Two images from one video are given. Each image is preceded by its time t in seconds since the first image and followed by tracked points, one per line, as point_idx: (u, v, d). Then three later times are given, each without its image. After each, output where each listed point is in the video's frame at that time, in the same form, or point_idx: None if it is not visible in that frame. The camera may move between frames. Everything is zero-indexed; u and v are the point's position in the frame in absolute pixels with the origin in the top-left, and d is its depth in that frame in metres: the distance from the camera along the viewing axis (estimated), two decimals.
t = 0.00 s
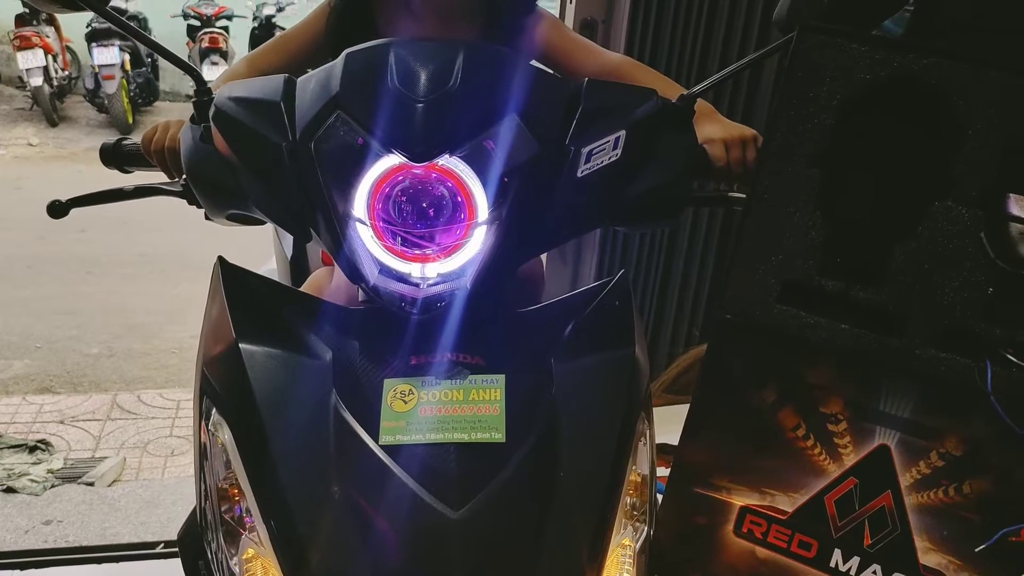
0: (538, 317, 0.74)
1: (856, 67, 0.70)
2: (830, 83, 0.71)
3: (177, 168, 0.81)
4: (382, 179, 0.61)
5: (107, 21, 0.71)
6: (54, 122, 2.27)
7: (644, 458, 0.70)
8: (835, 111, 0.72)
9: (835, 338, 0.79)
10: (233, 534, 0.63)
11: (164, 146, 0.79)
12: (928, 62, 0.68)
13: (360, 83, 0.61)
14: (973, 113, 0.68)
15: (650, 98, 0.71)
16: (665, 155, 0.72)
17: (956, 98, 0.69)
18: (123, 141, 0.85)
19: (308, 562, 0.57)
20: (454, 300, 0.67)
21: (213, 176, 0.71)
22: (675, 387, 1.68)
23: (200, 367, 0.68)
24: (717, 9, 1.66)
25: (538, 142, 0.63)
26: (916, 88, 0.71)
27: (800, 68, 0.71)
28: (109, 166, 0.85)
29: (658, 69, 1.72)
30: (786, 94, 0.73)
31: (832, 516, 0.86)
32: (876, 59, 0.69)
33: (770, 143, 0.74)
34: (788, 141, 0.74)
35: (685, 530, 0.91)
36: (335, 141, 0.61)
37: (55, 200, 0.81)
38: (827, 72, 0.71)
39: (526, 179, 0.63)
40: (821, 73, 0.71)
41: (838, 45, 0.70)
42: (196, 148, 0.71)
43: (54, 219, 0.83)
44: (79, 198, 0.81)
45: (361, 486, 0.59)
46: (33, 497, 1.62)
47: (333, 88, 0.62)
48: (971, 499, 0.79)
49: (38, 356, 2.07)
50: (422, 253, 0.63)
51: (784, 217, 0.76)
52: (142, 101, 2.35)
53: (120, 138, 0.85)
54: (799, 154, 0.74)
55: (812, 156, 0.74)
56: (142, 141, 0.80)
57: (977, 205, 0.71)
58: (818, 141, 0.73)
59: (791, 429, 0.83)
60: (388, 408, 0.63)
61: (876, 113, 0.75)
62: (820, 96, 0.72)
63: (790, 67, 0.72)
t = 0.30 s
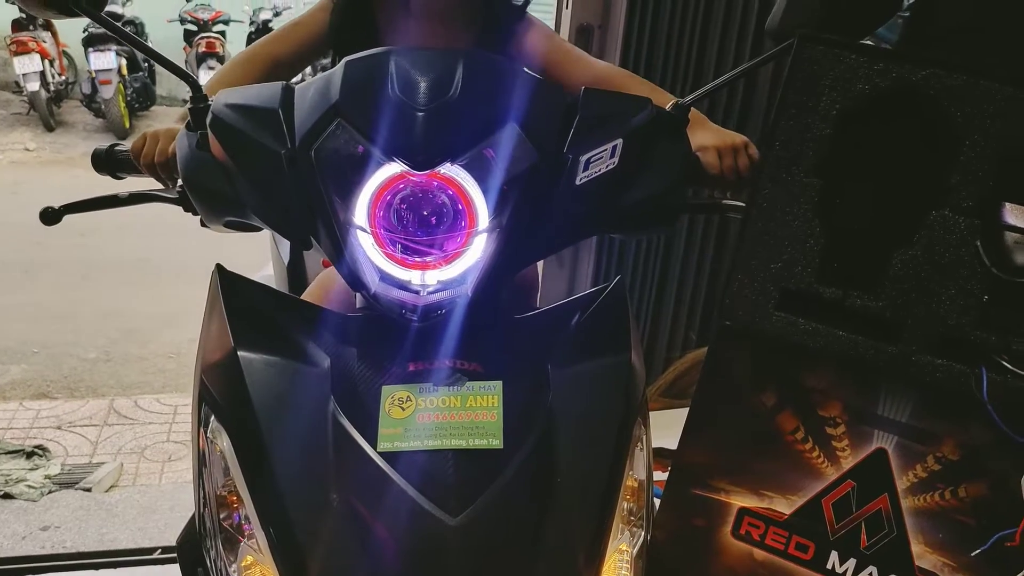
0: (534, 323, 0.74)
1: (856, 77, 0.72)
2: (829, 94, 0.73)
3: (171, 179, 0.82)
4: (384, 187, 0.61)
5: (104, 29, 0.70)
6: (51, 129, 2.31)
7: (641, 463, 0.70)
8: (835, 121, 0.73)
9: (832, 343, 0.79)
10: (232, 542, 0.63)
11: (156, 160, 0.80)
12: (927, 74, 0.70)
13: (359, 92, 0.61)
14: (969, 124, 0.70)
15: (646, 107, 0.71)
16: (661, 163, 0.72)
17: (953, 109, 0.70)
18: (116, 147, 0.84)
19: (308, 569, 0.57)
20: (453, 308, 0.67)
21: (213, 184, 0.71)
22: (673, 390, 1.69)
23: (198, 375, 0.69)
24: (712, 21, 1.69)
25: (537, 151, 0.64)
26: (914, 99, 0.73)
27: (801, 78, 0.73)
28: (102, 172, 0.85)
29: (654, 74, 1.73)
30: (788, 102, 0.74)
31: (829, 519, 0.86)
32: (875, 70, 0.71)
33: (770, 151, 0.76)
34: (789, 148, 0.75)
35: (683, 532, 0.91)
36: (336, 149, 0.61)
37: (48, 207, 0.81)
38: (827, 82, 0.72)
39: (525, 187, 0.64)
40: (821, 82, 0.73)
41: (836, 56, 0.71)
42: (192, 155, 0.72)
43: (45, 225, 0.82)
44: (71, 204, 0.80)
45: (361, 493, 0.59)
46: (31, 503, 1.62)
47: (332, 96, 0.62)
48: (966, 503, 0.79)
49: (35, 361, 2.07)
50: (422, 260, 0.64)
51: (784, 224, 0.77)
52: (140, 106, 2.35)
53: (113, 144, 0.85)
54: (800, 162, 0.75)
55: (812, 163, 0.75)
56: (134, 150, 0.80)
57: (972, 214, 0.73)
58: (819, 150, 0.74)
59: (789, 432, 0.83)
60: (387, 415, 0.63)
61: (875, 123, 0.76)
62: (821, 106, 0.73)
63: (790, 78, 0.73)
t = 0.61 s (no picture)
0: (533, 325, 0.74)
1: (858, 83, 0.72)
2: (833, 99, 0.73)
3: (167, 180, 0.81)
4: (386, 190, 0.61)
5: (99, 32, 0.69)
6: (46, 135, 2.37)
7: (640, 466, 0.70)
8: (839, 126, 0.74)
9: (834, 345, 0.79)
10: (233, 545, 0.63)
11: (153, 161, 0.80)
12: (931, 80, 0.70)
13: (360, 97, 0.62)
14: (971, 129, 0.70)
15: (643, 111, 0.72)
16: (658, 168, 0.73)
17: (955, 113, 0.70)
18: (112, 152, 0.84)
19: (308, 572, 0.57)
20: (455, 311, 0.68)
21: (212, 188, 0.71)
22: (670, 394, 1.69)
23: (198, 379, 0.69)
24: (707, 25, 1.70)
25: (537, 154, 0.64)
26: (918, 104, 0.72)
27: (806, 83, 0.73)
28: (97, 175, 0.85)
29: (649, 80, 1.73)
30: (793, 107, 0.74)
31: (828, 521, 0.85)
32: (877, 76, 0.71)
33: (773, 154, 0.76)
34: (793, 153, 0.75)
35: (681, 532, 0.89)
36: (336, 153, 0.61)
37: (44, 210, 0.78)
38: (830, 88, 0.73)
39: (525, 190, 0.64)
40: (826, 88, 0.73)
41: (840, 62, 0.72)
42: (190, 158, 0.72)
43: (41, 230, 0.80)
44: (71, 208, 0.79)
45: (361, 497, 0.59)
46: (27, 509, 1.61)
47: (334, 99, 0.63)
48: (966, 506, 0.79)
49: (31, 367, 2.07)
50: (423, 264, 0.64)
51: (788, 227, 0.78)
52: (136, 112, 2.35)
53: (109, 149, 0.85)
54: (803, 166, 0.75)
55: (815, 168, 0.75)
56: (129, 152, 0.80)
57: (976, 220, 0.72)
58: (823, 155, 0.75)
59: (790, 435, 0.82)
60: (386, 418, 0.63)
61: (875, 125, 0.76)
62: (824, 111, 0.74)
63: (796, 83, 0.73)
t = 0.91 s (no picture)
0: (531, 328, 0.74)
1: (860, 86, 0.72)
2: (835, 101, 0.73)
3: (162, 179, 0.81)
4: (388, 192, 0.62)
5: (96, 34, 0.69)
6: (42, 135, 2.45)
7: (640, 467, 0.71)
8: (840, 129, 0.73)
9: (835, 348, 0.79)
10: (233, 548, 0.63)
11: (150, 159, 0.80)
12: (933, 83, 0.70)
13: (360, 99, 0.62)
14: (972, 132, 0.70)
15: (641, 113, 0.72)
16: (656, 169, 0.73)
17: (957, 116, 0.70)
18: (106, 154, 0.84)
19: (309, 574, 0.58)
20: (455, 314, 0.68)
21: (207, 189, 0.70)
22: (667, 394, 1.69)
23: (198, 382, 0.69)
24: (704, 19, 1.66)
25: (537, 157, 0.64)
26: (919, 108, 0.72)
27: (807, 85, 0.73)
28: (91, 178, 0.85)
29: (645, 83, 1.76)
30: (794, 109, 0.74)
31: (827, 522, 0.85)
32: (879, 78, 0.71)
33: (773, 157, 0.76)
34: (794, 155, 0.75)
35: (681, 531, 0.90)
36: (336, 156, 0.62)
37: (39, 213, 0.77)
38: (831, 89, 0.73)
39: (525, 192, 0.64)
40: (828, 90, 0.73)
41: (842, 65, 0.72)
42: (187, 160, 0.72)
43: (37, 233, 0.78)
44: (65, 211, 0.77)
45: (363, 499, 0.59)
46: (25, 512, 1.61)
47: (333, 101, 0.63)
48: (965, 507, 0.79)
49: (26, 369, 2.07)
50: (424, 266, 0.64)
51: (788, 230, 0.77)
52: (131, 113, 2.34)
53: (103, 151, 0.85)
54: (803, 169, 0.75)
55: (815, 170, 0.75)
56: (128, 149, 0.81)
57: (976, 223, 0.72)
58: (824, 157, 0.75)
59: (790, 437, 0.83)
60: (387, 420, 0.63)
61: (874, 127, 0.76)
62: (826, 113, 0.74)
63: (797, 85, 0.73)
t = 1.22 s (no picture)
0: (534, 325, 0.74)
1: (861, 78, 0.71)
2: (835, 93, 0.73)
3: (157, 174, 0.80)
4: (390, 188, 0.61)
5: (95, 31, 0.69)
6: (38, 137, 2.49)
7: (643, 463, 0.70)
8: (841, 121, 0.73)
9: (837, 341, 0.78)
10: (235, 547, 0.63)
11: (145, 154, 0.79)
12: (933, 74, 0.69)
13: (361, 94, 0.61)
14: (973, 122, 0.70)
15: (641, 109, 0.72)
16: (657, 164, 0.73)
17: (958, 107, 0.70)
18: (101, 151, 0.83)
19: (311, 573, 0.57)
20: (458, 311, 0.67)
21: (206, 187, 0.70)
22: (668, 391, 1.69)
23: (198, 381, 0.68)
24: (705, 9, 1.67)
25: (539, 153, 0.64)
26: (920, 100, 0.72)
27: (807, 77, 0.73)
28: (87, 176, 0.84)
29: (645, 79, 1.75)
30: (794, 101, 0.74)
31: (831, 518, 0.85)
32: (880, 70, 0.71)
33: (773, 150, 0.76)
34: (794, 149, 0.75)
35: (684, 526, 0.89)
36: (339, 152, 0.62)
37: (35, 212, 0.76)
38: (832, 82, 0.73)
39: (527, 188, 0.64)
40: (829, 82, 0.73)
41: (842, 57, 0.71)
42: (185, 158, 0.71)
43: (33, 232, 0.78)
44: (60, 209, 0.76)
45: (366, 497, 0.59)
46: (25, 513, 1.61)
47: (334, 97, 0.62)
48: (969, 501, 0.78)
49: (26, 370, 2.07)
50: (427, 263, 0.64)
51: (789, 223, 0.77)
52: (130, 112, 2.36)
53: (99, 149, 0.84)
54: (804, 162, 0.75)
55: (816, 163, 0.75)
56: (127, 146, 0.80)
57: (978, 215, 0.72)
58: (825, 150, 0.75)
59: (792, 432, 0.82)
60: (389, 418, 0.63)
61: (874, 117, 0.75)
62: (826, 106, 0.73)
63: (796, 78, 0.73)
